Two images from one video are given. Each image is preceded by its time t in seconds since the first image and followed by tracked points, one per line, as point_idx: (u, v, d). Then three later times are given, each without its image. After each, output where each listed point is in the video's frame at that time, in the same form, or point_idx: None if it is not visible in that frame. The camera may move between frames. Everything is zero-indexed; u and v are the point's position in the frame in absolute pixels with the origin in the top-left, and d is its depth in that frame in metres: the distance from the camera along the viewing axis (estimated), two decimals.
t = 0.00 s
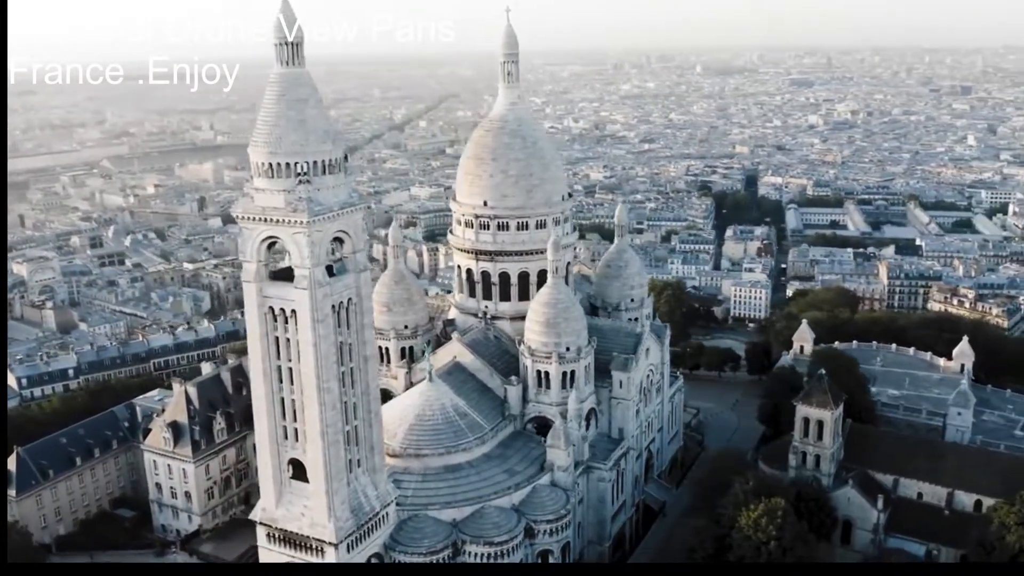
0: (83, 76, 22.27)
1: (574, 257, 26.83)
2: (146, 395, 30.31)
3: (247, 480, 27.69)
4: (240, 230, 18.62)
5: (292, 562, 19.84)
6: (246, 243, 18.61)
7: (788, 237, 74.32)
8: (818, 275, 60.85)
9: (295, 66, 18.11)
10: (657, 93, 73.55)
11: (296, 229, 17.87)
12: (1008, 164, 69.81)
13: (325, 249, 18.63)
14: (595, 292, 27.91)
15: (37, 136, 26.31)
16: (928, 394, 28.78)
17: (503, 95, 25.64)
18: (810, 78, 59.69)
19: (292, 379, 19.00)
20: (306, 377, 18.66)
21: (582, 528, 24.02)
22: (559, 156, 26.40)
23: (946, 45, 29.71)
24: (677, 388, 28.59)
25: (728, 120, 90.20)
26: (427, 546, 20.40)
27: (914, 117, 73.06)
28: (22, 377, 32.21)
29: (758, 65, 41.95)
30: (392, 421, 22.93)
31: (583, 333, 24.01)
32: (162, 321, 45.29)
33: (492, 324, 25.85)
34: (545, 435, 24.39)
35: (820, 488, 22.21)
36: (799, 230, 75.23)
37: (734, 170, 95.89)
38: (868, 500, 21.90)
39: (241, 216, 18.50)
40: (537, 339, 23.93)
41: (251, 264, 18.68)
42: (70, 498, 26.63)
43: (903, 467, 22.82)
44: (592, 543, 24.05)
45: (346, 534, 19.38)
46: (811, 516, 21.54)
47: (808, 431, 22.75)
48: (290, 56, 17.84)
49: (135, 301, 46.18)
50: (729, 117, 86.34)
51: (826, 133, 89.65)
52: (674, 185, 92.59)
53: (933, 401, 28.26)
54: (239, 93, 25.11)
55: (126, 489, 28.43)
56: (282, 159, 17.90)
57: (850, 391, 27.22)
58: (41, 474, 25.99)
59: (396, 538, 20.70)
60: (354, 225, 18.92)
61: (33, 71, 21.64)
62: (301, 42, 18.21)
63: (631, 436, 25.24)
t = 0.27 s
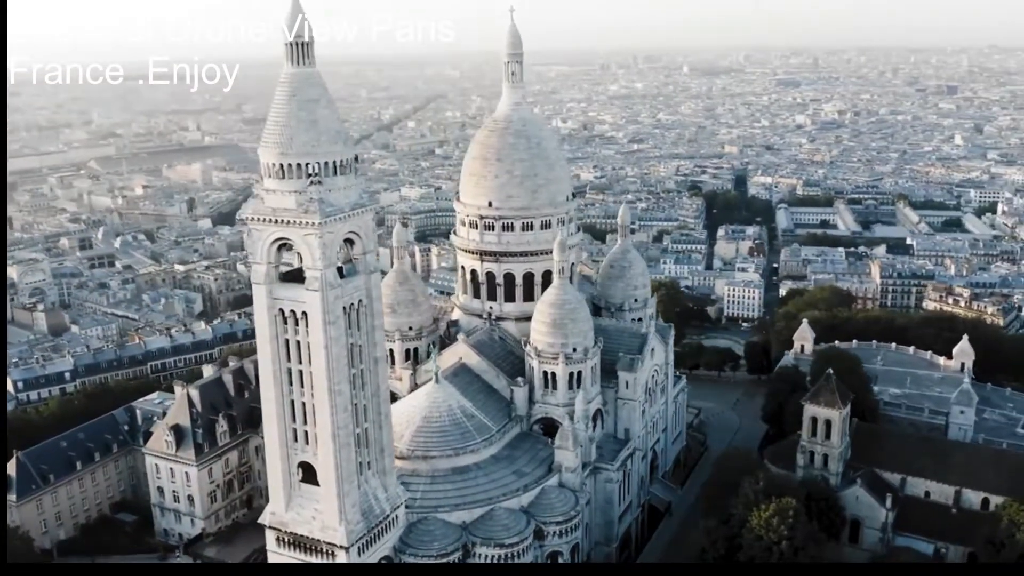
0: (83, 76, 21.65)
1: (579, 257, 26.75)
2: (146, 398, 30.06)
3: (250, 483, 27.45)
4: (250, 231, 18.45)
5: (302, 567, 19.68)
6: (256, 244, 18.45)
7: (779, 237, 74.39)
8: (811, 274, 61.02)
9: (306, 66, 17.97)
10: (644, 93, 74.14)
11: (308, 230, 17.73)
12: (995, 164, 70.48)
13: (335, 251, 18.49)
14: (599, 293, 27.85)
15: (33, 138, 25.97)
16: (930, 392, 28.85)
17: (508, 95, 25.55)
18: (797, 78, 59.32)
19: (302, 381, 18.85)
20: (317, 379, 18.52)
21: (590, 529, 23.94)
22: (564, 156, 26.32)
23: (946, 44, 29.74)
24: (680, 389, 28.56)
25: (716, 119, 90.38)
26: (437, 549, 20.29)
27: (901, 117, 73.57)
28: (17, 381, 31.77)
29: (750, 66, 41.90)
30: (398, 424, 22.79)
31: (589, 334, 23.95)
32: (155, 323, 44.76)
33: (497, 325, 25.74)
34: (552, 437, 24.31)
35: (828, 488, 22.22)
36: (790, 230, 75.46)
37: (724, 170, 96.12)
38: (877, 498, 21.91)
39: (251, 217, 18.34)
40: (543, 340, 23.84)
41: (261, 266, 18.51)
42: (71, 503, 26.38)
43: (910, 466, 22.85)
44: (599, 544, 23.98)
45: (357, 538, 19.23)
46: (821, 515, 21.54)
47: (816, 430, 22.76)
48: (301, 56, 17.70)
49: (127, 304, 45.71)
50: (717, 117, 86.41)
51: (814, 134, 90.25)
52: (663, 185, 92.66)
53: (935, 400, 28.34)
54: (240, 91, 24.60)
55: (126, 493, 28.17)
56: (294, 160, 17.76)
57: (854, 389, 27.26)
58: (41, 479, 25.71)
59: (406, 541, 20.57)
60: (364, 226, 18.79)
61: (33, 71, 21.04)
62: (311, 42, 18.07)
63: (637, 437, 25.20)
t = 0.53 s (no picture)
0: (83, 76, 21.09)
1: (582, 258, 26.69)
2: (145, 401, 29.78)
3: (253, 486, 27.22)
4: (261, 233, 18.29)
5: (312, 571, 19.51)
6: (266, 246, 18.30)
7: (769, 237, 74.46)
8: (803, 274, 61.17)
9: (317, 66, 17.83)
10: (632, 95, 74.07)
11: (319, 231, 17.61)
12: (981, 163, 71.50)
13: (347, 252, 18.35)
14: (602, 293, 27.81)
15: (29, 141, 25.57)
16: (931, 391, 28.95)
17: (512, 96, 25.44)
18: (783, 79, 58.86)
19: (314, 384, 18.70)
20: (329, 382, 18.39)
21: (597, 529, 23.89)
22: (568, 157, 26.25)
23: (946, 45, 29.79)
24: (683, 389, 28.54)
25: (704, 120, 90.30)
26: (448, 551, 20.20)
27: (887, 117, 73.91)
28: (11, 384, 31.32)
29: (742, 67, 41.88)
30: (404, 426, 22.67)
31: (596, 335, 23.91)
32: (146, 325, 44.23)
33: (502, 326, 25.65)
34: (558, 438, 24.23)
35: (836, 486, 22.25)
36: (780, 229, 75.69)
37: (713, 170, 96.32)
38: (884, 497, 21.95)
39: (262, 219, 18.18)
40: (550, 340, 23.77)
41: (271, 267, 18.35)
42: (71, 507, 26.13)
43: (917, 464, 22.92)
44: (606, 545, 23.91)
45: (368, 541, 19.11)
46: (829, 514, 21.56)
47: (823, 429, 22.80)
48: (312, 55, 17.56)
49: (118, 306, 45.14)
50: (704, 117, 86.41)
51: (803, 135, 90.03)
52: (653, 185, 92.64)
53: (937, 398, 28.45)
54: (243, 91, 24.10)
55: (125, 497, 27.91)
56: (305, 160, 17.61)
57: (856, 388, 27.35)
58: (41, 483, 25.43)
59: (416, 544, 20.47)
60: (375, 226, 18.66)
61: (32, 70, 20.47)
62: (323, 41, 17.90)
63: (643, 437, 25.17)
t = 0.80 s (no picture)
0: (84, 76, 20.99)
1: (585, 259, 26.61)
2: (143, 404, 29.59)
3: (254, 489, 27.01)
4: (270, 234, 18.14)
5: (321, 575, 19.35)
6: (275, 248, 18.14)
7: (759, 237, 74.63)
8: (794, 273, 61.36)
9: (327, 66, 17.67)
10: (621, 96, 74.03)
11: (330, 233, 17.47)
12: (968, 163, 72.00)
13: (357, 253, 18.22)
14: (604, 294, 27.77)
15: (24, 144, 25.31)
16: (932, 390, 29.07)
17: (515, 96, 25.35)
18: (770, 79, 58.66)
19: (324, 387, 18.57)
20: (339, 384, 18.26)
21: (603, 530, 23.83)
22: (571, 158, 26.17)
23: (943, 45, 29.81)
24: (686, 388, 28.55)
25: (692, 121, 90.45)
26: (457, 554, 20.10)
27: (873, 117, 74.25)
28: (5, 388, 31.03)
29: (729, 67, 41.96)
30: (411, 428, 22.55)
31: (601, 335, 23.87)
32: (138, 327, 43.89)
33: (506, 327, 25.55)
34: (563, 439, 24.15)
35: (843, 486, 22.27)
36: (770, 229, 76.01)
37: (701, 169, 96.54)
38: (891, 496, 21.97)
39: (271, 220, 18.02)
40: (556, 341, 23.70)
41: (281, 269, 18.20)
42: (71, 513, 25.88)
43: (922, 463, 22.99)
44: (612, 546, 23.84)
45: (378, 544, 18.98)
46: (837, 514, 21.57)
47: (829, 429, 22.83)
48: (322, 55, 17.40)
49: (109, 308, 44.78)
50: (692, 117, 86.56)
51: (790, 134, 90.25)
52: (641, 185, 92.74)
53: (937, 397, 28.56)
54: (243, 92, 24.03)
55: (125, 502, 27.67)
56: (315, 161, 17.46)
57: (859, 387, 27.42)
58: (41, 488, 25.16)
59: (425, 546, 20.37)
60: (385, 228, 18.53)
61: (32, 71, 20.34)
62: (332, 40, 17.74)
63: (648, 438, 25.14)
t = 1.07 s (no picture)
0: (83, 75, 20.81)
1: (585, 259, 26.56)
2: (139, 407, 29.31)
3: (254, 493, 26.75)
4: (277, 235, 17.98)
5: None
6: (283, 249, 17.99)
7: (747, 236, 74.82)
8: (783, 273, 61.52)
9: (335, 66, 17.55)
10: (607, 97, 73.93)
11: (339, 234, 17.34)
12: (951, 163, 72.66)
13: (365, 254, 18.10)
14: (604, 294, 27.73)
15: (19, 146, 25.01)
16: (929, 388, 29.20)
17: (516, 96, 25.30)
18: (756, 80, 58.61)
19: (333, 389, 18.44)
20: (349, 386, 18.13)
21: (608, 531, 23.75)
22: (572, 158, 26.12)
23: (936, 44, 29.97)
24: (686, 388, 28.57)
25: (676, 121, 90.59)
26: (465, 556, 19.98)
27: (857, 117, 74.60)
28: None
29: (717, 66, 41.90)
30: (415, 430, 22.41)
31: (604, 336, 23.84)
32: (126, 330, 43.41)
33: (508, 328, 25.47)
34: (567, 439, 24.07)
35: (847, 484, 22.34)
36: (757, 229, 76.19)
37: (687, 169, 96.66)
38: (896, 494, 22.03)
39: (278, 222, 17.86)
40: (559, 342, 23.64)
41: (288, 270, 18.05)
42: (68, 518, 25.58)
43: (926, 461, 23.10)
44: (616, 547, 23.75)
45: (387, 548, 18.84)
46: (843, 512, 21.62)
47: (833, 428, 22.92)
48: (331, 55, 17.27)
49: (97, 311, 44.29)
50: (677, 117, 86.59)
51: (774, 134, 90.50)
52: (627, 185, 92.66)
53: (935, 395, 28.69)
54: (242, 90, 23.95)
55: (121, 507, 27.37)
56: (325, 162, 17.33)
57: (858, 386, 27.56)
58: (38, 493, 24.81)
59: (432, 548, 20.25)
60: (392, 229, 18.42)
61: (32, 70, 20.13)
62: (340, 40, 17.62)
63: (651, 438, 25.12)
